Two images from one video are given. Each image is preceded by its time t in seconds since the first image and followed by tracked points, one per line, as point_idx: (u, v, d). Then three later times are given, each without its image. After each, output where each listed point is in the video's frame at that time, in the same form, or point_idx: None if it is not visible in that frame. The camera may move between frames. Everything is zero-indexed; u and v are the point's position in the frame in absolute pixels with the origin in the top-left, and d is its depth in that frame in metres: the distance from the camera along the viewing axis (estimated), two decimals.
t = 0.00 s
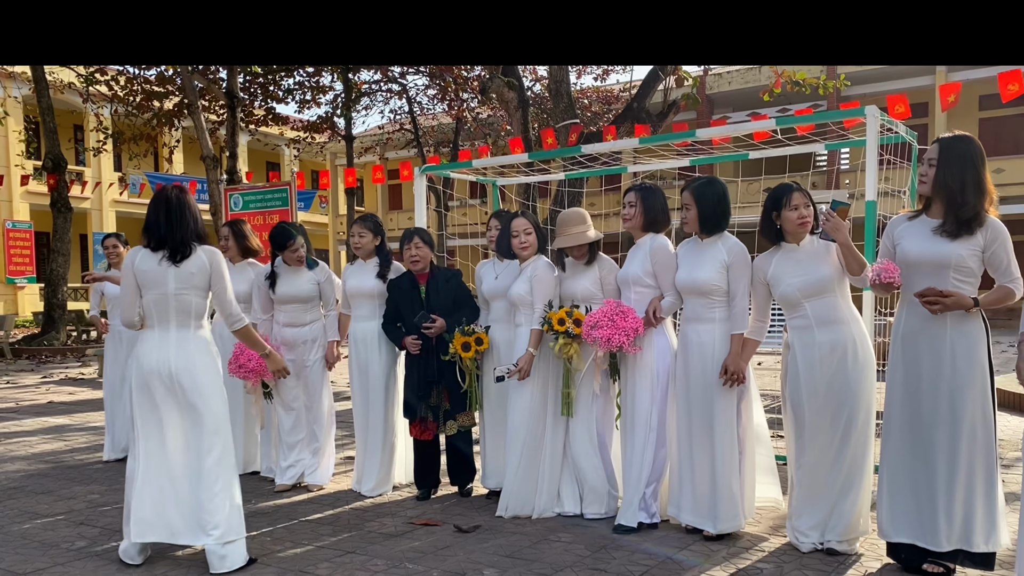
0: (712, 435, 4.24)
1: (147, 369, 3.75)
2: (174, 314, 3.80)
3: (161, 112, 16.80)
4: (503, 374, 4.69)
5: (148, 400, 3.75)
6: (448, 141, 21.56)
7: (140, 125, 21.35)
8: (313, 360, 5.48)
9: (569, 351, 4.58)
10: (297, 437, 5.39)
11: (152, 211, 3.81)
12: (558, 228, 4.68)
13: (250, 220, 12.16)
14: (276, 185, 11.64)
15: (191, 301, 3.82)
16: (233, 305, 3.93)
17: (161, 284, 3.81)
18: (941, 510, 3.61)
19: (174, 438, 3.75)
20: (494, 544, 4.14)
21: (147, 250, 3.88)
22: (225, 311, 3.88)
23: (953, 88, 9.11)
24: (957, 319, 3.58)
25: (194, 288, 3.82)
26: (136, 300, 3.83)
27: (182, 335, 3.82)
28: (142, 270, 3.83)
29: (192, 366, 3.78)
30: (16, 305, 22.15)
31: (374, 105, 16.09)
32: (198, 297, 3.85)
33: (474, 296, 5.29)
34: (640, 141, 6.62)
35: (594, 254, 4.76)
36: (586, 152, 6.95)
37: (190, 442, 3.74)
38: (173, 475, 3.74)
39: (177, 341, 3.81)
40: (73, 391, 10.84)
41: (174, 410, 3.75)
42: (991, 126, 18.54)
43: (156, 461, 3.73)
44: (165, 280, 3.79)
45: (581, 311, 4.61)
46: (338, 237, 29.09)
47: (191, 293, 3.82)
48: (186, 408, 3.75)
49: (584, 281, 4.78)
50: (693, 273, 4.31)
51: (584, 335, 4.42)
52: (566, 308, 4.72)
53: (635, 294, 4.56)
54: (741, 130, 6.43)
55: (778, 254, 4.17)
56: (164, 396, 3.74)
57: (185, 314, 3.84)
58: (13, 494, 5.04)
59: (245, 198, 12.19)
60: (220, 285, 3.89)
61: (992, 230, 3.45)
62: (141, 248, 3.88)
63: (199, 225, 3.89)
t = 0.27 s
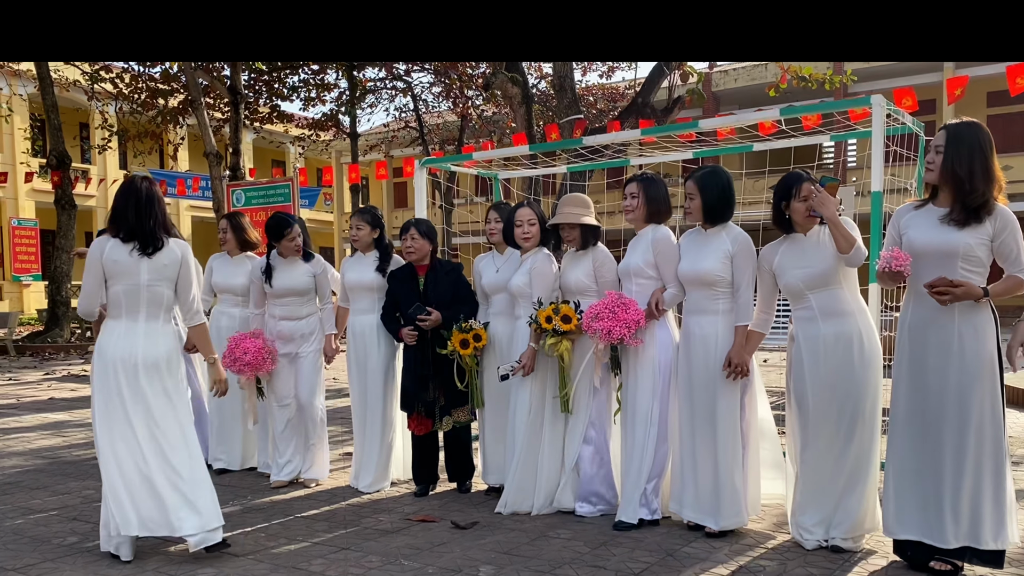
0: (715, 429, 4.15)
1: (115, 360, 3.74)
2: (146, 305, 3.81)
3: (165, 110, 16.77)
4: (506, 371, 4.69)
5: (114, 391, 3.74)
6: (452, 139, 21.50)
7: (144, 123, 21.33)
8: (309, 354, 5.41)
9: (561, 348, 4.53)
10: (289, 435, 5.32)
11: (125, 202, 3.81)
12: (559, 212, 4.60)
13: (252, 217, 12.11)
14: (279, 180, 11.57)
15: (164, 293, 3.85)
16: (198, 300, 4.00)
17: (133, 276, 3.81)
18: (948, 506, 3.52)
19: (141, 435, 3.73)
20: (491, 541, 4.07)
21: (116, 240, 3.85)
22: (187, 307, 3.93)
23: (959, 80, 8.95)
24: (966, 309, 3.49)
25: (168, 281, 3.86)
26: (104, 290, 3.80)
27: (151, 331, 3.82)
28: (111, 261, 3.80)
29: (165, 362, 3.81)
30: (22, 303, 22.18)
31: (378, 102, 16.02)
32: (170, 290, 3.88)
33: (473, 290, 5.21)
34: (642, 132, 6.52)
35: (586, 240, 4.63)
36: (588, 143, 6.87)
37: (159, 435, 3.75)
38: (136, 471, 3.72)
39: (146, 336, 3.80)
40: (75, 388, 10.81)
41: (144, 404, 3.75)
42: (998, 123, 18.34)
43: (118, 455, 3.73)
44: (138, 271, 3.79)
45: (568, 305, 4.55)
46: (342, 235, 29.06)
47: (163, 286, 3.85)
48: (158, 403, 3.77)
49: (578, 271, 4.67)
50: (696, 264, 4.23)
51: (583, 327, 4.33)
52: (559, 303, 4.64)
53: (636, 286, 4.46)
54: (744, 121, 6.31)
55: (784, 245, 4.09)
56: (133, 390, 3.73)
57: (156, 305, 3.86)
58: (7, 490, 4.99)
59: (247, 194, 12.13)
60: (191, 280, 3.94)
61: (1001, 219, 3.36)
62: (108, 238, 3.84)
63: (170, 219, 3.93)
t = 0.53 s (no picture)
0: (713, 424, 4.11)
1: (102, 349, 3.78)
2: (124, 294, 3.88)
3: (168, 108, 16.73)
4: (507, 370, 4.63)
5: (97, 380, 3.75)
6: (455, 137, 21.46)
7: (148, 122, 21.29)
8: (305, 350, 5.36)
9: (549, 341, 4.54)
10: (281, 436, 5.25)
11: (103, 193, 3.86)
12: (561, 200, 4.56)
13: (253, 215, 12.08)
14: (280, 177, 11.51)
15: (140, 282, 3.93)
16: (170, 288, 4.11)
17: (110, 266, 3.86)
18: (950, 502, 3.47)
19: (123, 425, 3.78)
20: (486, 537, 4.02)
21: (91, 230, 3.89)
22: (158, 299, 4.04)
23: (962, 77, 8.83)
24: (969, 302, 3.44)
25: (144, 271, 3.95)
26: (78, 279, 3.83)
27: (137, 325, 3.91)
28: (87, 251, 3.83)
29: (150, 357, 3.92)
30: (26, 301, 22.20)
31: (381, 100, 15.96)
32: (147, 280, 3.97)
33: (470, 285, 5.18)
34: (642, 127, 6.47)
35: (580, 231, 4.59)
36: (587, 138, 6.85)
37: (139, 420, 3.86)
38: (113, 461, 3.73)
39: (133, 329, 3.88)
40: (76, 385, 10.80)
41: (128, 396, 3.81)
42: (1004, 121, 18.19)
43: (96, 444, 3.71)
44: (115, 261, 3.86)
45: (560, 298, 4.53)
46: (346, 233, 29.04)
47: (139, 275, 3.93)
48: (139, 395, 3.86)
49: (570, 266, 4.64)
50: (695, 257, 4.17)
51: (581, 321, 4.28)
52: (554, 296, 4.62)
53: (634, 279, 4.40)
54: (741, 113, 6.18)
55: (785, 239, 4.05)
56: (120, 382, 3.79)
57: (133, 295, 3.94)
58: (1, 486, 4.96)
59: (248, 191, 12.09)
60: (166, 268, 4.05)
61: (1003, 210, 3.31)
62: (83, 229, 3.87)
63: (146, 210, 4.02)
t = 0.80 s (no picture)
0: (706, 418, 4.07)
1: (84, 346, 3.79)
2: (103, 294, 3.89)
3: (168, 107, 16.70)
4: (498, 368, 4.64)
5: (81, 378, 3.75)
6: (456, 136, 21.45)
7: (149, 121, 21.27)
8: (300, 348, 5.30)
9: (540, 335, 4.51)
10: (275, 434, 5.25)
11: (82, 195, 3.86)
12: (550, 198, 4.53)
13: (253, 212, 12.07)
14: (279, 174, 11.49)
15: (117, 281, 3.95)
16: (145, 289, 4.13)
17: (89, 266, 3.86)
18: (943, 496, 3.44)
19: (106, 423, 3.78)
20: (477, 533, 3.99)
21: (70, 229, 3.85)
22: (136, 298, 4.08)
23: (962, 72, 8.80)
24: (963, 293, 3.40)
25: (121, 270, 3.97)
26: (56, 278, 3.81)
27: (117, 323, 3.93)
28: (66, 251, 3.82)
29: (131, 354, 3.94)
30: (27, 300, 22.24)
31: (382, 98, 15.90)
32: (123, 279, 4.00)
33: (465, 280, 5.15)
34: (636, 120, 6.45)
35: (569, 228, 4.57)
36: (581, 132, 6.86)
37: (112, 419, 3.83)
38: (98, 459, 3.73)
39: (114, 327, 3.90)
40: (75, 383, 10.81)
41: (104, 397, 3.79)
42: (1009, 119, 18.05)
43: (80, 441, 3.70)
44: (93, 260, 3.87)
45: (552, 292, 4.50)
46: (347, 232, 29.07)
47: (117, 274, 3.96)
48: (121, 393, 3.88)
49: (560, 262, 4.64)
50: (688, 249, 4.14)
51: (573, 314, 4.26)
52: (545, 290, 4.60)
53: (626, 273, 4.38)
54: (737, 106, 6.12)
55: (779, 232, 4.02)
56: (104, 379, 3.80)
57: (112, 293, 3.95)
58: None
59: (247, 188, 12.07)
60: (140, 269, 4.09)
61: (997, 201, 3.28)
62: (62, 230, 3.83)
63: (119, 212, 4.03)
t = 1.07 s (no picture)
0: (696, 413, 4.06)
1: (61, 343, 3.80)
2: (79, 293, 3.87)
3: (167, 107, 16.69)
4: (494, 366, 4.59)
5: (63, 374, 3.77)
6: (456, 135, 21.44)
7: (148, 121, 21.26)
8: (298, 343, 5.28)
9: (530, 333, 4.47)
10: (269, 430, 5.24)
11: (60, 194, 3.87)
12: (538, 196, 4.53)
13: (251, 211, 12.05)
14: (276, 173, 11.49)
15: (94, 280, 3.95)
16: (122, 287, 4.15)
17: (67, 264, 3.85)
18: (932, 490, 3.42)
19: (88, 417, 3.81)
20: (466, 528, 3.98)
21: (48, 228, 3.85)
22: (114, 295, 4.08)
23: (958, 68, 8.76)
24: (952, 286, 3.39)
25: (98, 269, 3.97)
26: (34, 278, 3.77)
27: (92, 317, 3.94)
28: (46, 249, 3.80)
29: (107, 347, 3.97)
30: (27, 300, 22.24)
31: (382, 97, 15.83)
32: (99, 278, 4.00)
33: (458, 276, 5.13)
34: (628, 116, 6.46)
35: (560, 228, 4.59)
36: (574, 127, 6.88)
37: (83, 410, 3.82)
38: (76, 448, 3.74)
39: (88, 321, 3.91)
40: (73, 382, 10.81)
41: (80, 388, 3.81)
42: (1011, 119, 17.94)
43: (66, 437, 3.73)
44: (72, 259, 3.85)
45: (543, 289, 4.49)
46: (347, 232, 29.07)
47: (94, 273, 3.95)
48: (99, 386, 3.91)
49: (549, 261, 4.62)
50: (678, 243, 4.13)
51: (564, 309, 4.24)
52: (536, 286, 4.59)
53: (617, 267, 4.36)
54: (731, 101, 6.10)
55: (769, 226, 4.01)
56: (82, 371, 3.83)
57: (88, 292, 3.94)
58: None
59: (245, 187, 12.04)
60: (115, 270, 4.10)
61: (985, 193, 3.27)
62: (40, 228, 3.83)
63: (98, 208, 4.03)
